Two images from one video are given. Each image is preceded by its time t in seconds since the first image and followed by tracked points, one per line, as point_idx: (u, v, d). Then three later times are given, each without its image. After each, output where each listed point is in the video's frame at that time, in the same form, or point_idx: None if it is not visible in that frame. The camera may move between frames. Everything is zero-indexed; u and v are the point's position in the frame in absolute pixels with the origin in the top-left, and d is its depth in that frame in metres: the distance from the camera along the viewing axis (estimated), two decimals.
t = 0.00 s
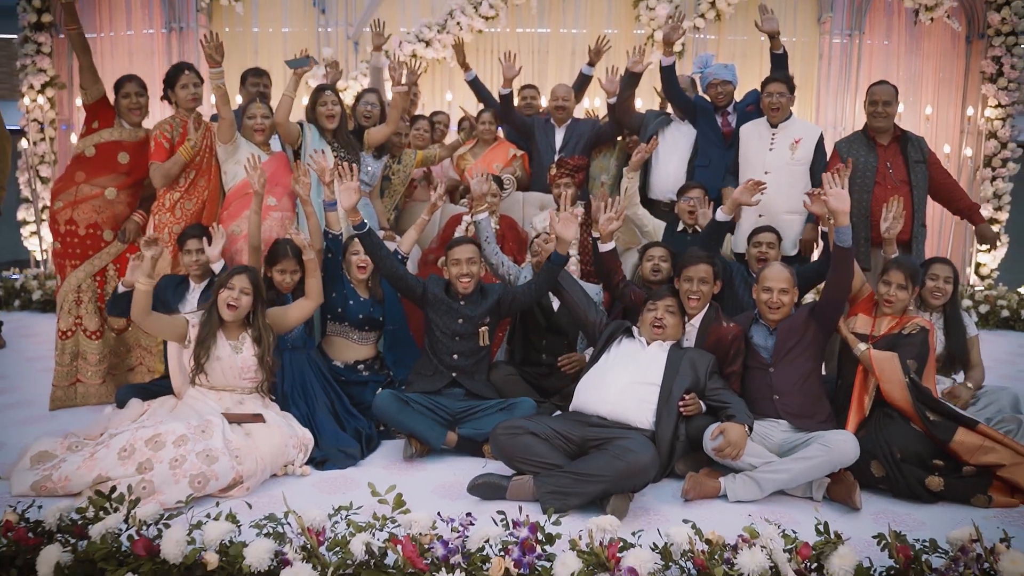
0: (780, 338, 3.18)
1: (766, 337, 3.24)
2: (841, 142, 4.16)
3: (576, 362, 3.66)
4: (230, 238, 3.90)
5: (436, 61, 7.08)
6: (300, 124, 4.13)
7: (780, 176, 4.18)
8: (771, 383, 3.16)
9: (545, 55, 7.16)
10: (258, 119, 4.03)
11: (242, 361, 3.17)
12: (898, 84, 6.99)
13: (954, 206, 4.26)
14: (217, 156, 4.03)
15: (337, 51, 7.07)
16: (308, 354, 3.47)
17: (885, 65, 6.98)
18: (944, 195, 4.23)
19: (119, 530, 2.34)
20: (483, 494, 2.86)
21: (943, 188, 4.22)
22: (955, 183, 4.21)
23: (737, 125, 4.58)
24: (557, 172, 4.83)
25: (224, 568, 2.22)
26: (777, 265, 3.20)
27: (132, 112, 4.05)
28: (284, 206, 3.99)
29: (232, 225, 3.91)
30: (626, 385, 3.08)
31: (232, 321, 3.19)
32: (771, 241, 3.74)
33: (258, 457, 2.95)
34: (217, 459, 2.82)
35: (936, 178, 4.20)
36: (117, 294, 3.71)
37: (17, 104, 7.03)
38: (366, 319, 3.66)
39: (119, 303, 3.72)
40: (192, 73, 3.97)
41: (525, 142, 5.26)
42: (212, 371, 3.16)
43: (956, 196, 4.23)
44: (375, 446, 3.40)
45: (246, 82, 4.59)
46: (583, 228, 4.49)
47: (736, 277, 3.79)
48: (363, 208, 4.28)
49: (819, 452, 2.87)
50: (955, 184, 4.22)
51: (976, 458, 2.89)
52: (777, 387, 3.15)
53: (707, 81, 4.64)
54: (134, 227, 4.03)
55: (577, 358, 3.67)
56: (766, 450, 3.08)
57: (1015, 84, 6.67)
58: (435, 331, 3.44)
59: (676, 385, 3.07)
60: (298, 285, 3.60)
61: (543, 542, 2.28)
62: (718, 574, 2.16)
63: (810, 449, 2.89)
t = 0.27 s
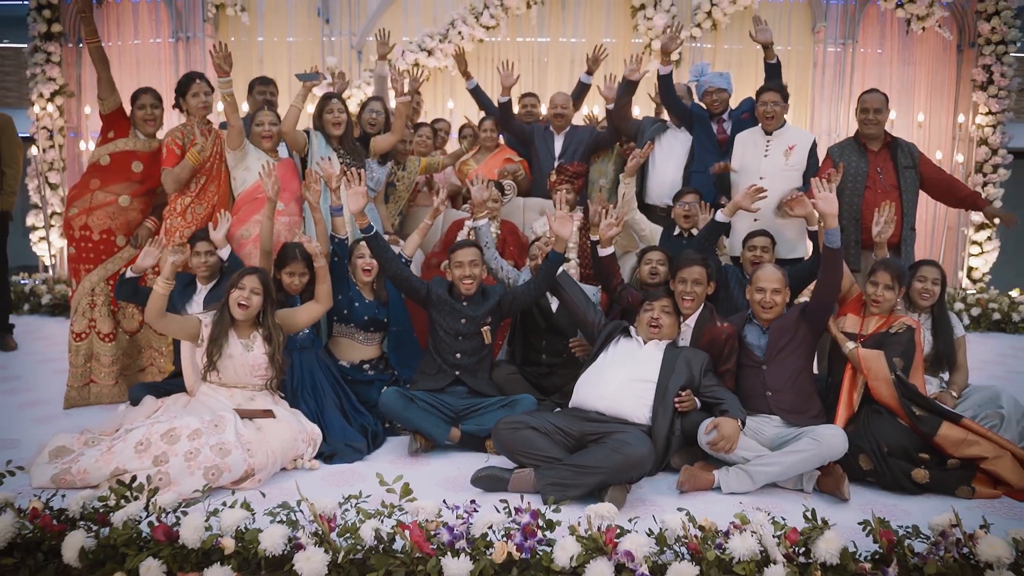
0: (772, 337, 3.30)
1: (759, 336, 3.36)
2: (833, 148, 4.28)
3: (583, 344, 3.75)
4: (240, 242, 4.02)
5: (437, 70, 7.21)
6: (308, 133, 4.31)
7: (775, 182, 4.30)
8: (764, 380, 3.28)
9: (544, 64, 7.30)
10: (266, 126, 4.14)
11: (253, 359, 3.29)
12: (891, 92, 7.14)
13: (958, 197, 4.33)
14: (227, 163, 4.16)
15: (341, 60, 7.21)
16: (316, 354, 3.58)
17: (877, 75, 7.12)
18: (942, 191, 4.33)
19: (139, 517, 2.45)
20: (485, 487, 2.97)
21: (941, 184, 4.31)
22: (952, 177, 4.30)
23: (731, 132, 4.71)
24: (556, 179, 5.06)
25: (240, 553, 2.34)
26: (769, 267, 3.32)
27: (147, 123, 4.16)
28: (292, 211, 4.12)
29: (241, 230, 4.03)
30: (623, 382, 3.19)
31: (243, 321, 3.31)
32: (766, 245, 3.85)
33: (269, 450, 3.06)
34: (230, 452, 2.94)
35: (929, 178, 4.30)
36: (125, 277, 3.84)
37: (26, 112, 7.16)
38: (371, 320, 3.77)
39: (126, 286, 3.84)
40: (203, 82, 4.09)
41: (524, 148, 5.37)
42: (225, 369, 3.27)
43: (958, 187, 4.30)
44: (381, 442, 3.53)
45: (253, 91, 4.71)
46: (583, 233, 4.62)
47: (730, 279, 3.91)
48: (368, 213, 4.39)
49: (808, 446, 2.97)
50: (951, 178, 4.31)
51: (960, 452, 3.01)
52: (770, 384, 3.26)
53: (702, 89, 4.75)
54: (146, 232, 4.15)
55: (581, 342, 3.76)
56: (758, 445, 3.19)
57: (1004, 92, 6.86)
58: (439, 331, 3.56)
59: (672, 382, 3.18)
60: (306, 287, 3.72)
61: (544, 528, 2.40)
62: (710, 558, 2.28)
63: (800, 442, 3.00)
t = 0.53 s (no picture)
0: (762, 330, 3.44)
1: (750, 329, 3.50)
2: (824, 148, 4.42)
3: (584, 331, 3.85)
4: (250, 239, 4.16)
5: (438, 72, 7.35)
6: (314, 132, 4.44)
7: (768, 181, 4.45)
8: (754, 371, 3.42)
9: (543, 66, 7.44)
10: (274, 126, 4.30)
11: (264, 351, 3.42)
12: (882, 93, 7.30)
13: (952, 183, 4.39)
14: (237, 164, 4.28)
15: (344, 62, 7.36)
16: (324, 346, 3.73)
17: (869, 77, 7.28)
18: (934, 182, 4.42)
19: (160, 498, 2.59)
20: (487, 472, 3.10)
21: (931, 175, 4.41)
22: (940, 168, 4.41)
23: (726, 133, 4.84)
24: (555, 179, 5.23)
25: (256, 530, 2.47)
26: (759, 262, 3.45)
27: (161, 128, 4.26)
28: (300, 210, 4.26)
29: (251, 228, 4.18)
30: (619, 372, 3.33)
31: (255, 314, 3.44)
32: (759, 243, 3.99)
33: (280, 437, 3.20)
34: (243, 438, 3.07)
35: (918, 174, 4.43)
36: (135, 255, 3.99)
37: (35, 114, 7.30)
38: (377, 316, 3.91)
39: (136, 264, 3.99)
40: (213, 85, 4.22)
41: (523, 148, 5.49)
42: (237, 360, 3.41)
43: (948, 175, 4.40)
44: (386, 431, 3.68)
45: (261, 93, 4.84)
46: (580, 231, 4.76)
47: (723, 275, 4.06)
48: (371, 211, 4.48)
49: (795, 433, 3.12)
50: (939, 169, 4.42)
51: (941, 438, 3.15)
52: (759, 375, 3.41)
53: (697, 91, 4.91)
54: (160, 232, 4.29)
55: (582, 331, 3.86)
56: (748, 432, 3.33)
57: (994, 94, 7.05)
58: (441, 325, 3.70)
59: (665, 372, 3.31)
60: (314, 283, 3.89)
61: (544, 506, 2.54)
62: (700, 534, 2.42)
63: (788, 430, 3.14)
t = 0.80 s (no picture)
0: (753, 324, 3.58)
1: (741, 324, 3.64)
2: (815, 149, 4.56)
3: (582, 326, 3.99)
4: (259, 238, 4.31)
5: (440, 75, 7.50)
6: (320, 133, 4.59)
7: (760, 181, 4.58)
8: (745, 364, 3.56)
9: (543, 69, 7.59)
10: (280, 125, 4.40)
11: (276, 344, 3.57)
12: (874, 95, 7.47)
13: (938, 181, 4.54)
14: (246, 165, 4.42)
15: (347, 65, 7.50)
16: (331, 341, 3.86)
17: (861, 80, 7.45)
18: (921, 181, 4.57)
19: (180, 481, 2.73)
20: (490, 459, 3.24)
21: (918, 175, 4.56)
22: (927, 167, 4.55)
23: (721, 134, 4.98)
24: (554, 179, 5.37)
25: (272, 511, 2.61)
26: (750, 259, 3.59)
27: (175, 131, 4.43)
28: (307, 209, 4.40)
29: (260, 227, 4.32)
30: (615, 364, 3.47)
31: (266, 309, 3.58)
32: (752, 242, 4.13)
33: (291, 426, 3.34)
34: (256, 427, 3.21)
35: (904, 174, 4.58)
36: (147, 244, 4.04)
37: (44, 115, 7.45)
38: (382, 312, 4.05)
39: (150, 253, 4.05)
40: (223, 88, 4.36)
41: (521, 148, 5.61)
42: (249, 353, 3.55)
43: (934, 172, 4.55)
44: (391, 421, 3.83)
45: (268, 96, 4.98)
46: (579, 230, 4.91)
47: (716, 272, 4.21)
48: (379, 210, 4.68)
49: (784, 421, 3.26)
50: (924, 167, 4.57)
51: (924, 427, 3.30)
52: (750, 367, 3.55)
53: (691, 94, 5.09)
54: (172, 231, 4.44)
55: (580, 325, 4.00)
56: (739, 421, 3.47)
57: (983, 96, 7.24)
58: (445, 320, 3.84)
59: (659, 364, 3.45)
60: (322, 279, 4.04)
61: (544, 488, 2.68)
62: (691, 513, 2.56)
63: (777, 419, 3.28)
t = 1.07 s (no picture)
0: (747, 320, 3.71)
1: (735, 320, 3.77)
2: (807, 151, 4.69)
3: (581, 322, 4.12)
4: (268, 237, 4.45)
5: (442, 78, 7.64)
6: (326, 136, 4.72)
7: (753, 182, 4.72)
8: (739, 358, 3.70)
9: (543, 72, 7.73)
10: (287, 131, 4.51)
11: (286, 340, 3.69)
12: (868, 96, 7.62)
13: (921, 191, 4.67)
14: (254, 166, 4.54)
15: (351, 68, 7.64)
16: (339, 338, 4.00)
17: (855, 81, 7.60)
18: (907, 188, 4.71)
19: (198, 469, 2.86)
20: (493, 449, 3.38)
21: (905, 182, 4.70)
22: (913, 176, 4.69)
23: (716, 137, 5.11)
24: (553, 180, 5.50)
25: (286, 496, 2.74)
26: (743, 258, 3.72)
27: (186, 133, 4.57)
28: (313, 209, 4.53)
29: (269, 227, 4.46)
30: (613, 359, 3.61)
31: (277, 306, 3.71)
32: (746, 241, 4.25)
33: (302, 418, 3.47)
34: (268, 418, 3.34)
35: (893, 179, 4.73)
36: (157, 239, 4.15)
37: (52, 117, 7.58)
38: (387, 309, 4.19)
39: (162, 248, 4.16)
40: (233, 92, 4.48)
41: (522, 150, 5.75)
42: (261, 348, 3.67)
43: (919, 184, 4.68)
44: (397, 414, 3.96)
45: (275, 99, 5.11)
46: (578, 230, 5.04)
47: (711, 270, 4.34)
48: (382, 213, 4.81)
49: (775, 413, 3.40)
50: (912, 175, 4.71)
51: (910, 418, 3.43)
52: (743, 362, 3.69)
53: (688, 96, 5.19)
54: (183, 230, 4.58)
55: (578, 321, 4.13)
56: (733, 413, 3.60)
57: (974, 99, 7.39)
58: (448, 316, 3.98)
59: (656, 359, 3.58)
60: (330, 278, 4.16)
61: (545, 475, 2.81)
62: (685, 498, 2.69)
63: (768, 411, 3.42)
